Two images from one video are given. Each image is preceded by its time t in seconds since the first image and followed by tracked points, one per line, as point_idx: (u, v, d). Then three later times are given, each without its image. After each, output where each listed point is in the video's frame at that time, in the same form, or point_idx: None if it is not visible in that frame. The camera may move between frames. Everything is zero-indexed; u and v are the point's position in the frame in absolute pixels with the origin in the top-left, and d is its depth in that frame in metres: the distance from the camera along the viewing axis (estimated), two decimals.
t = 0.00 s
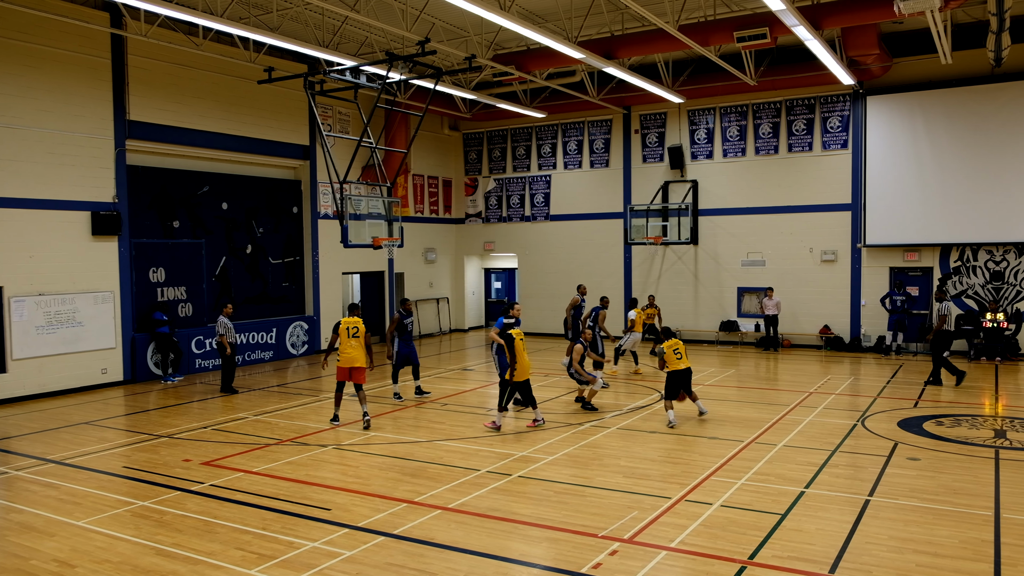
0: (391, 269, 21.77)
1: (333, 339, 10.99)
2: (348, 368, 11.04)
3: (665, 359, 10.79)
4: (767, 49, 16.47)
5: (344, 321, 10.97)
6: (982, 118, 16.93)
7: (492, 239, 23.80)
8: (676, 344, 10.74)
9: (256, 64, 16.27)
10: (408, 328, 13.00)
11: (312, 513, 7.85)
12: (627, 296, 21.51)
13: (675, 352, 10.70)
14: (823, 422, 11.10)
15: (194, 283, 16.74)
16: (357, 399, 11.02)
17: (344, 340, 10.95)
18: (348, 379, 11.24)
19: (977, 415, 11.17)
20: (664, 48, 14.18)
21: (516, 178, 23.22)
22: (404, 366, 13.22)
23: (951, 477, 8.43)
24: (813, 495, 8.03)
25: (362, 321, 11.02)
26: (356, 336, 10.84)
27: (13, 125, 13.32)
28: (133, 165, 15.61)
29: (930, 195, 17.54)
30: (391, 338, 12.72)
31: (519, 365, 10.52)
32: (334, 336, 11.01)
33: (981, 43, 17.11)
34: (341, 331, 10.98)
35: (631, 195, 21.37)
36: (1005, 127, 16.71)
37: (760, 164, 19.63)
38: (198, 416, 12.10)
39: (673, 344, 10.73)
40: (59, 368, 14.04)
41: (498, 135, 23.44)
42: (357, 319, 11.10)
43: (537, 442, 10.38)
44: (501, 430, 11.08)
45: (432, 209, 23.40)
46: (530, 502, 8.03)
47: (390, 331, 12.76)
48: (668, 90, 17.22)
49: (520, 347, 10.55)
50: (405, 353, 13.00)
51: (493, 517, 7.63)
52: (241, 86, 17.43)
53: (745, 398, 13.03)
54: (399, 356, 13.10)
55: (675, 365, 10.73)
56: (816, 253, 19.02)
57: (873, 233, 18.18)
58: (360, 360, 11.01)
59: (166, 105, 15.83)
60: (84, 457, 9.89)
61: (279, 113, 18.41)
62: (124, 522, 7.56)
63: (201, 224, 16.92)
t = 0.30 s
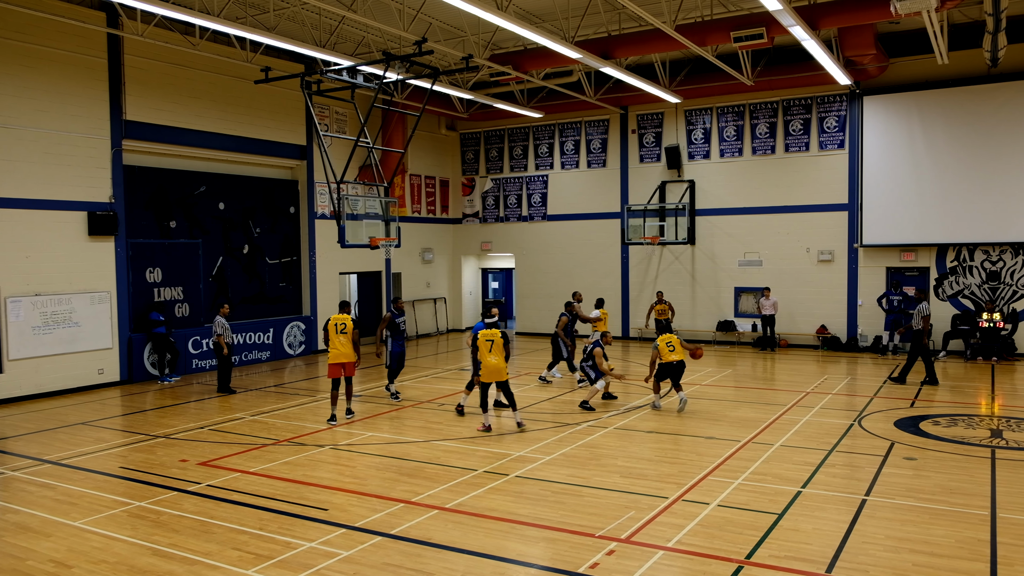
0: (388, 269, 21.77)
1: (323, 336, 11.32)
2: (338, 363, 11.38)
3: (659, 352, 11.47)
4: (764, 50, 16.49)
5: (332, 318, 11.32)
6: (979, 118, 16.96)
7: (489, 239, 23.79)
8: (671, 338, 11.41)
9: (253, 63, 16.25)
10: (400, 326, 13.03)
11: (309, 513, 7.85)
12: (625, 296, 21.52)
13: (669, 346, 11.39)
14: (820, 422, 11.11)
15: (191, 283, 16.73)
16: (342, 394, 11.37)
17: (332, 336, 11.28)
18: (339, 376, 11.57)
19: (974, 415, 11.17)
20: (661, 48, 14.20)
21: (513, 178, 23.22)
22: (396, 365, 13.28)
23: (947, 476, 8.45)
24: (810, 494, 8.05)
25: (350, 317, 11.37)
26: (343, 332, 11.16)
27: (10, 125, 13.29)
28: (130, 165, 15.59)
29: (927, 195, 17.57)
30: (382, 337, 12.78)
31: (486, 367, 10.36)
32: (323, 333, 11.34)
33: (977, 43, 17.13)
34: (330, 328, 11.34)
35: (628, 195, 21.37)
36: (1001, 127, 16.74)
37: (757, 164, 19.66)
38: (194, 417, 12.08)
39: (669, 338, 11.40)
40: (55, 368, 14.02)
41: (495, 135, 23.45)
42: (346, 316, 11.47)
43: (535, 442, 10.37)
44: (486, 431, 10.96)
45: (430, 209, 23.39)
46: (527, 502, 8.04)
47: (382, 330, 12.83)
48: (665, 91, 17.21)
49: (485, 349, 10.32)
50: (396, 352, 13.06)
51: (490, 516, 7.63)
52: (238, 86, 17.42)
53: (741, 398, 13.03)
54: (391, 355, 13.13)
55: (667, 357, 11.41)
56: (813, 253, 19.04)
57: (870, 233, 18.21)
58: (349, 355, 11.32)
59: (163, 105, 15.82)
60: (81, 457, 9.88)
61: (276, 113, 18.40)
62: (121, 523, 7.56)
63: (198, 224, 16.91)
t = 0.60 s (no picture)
0: (387, 269, 21.77)
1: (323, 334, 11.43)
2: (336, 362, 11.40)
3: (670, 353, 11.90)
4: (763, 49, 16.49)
5: (334, 317, 11.39)
6: (976, 118, 16.96)
7: (488, 239, 23.78)
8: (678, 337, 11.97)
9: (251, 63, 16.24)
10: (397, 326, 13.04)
11: (307, 512, 7.84)
12: (623, 296, 21.52)
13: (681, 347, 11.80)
14: (818, 422, 11.12)
15: (189, 283, 16.73)
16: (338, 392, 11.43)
17: (331, 335, 11.33)
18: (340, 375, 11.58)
19: (971, 415, 11.17)
20: (658, 47, 14.21)
21: (512, 178, 23.22)
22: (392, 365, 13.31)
23: (945, 476, 8.45)
24: (808, 494, 8.04)
25: (350, 318, 11.37)
26: (342, 332, 11.17)
27: (8, 125, 13.29)
28: (128, 165, 15.59)
29: (925, 195, 17.58)
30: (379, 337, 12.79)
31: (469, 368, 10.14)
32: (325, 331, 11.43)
33: (975, 43, 17.14)
34: (331, 327, 11.40)
35: (627, 194, 21.38)
36: (999, 126, 16.74)
37: (755, 164, 19.66)
38: (192, 416, 12.07)
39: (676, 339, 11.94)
40: (53, 368, 14.01)
41: (494, 134, 23.46)
42: (347, 316, 11.50)
43: (533, 442, 10.37)
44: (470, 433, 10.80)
45: (428, 209, 23.39)
46: (525, 502, 8.03)
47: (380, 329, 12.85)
48: (664, 90, 17.20)
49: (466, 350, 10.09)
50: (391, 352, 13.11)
51: (488, 516, 7.63)
52: (237, 86, 17.43)
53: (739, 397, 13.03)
54: (387, 356, 13.13)
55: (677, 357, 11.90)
56: (811, 253, 19.04)
57: (868, 233, 18.22)
58: (345, 355, 11.28)
59: (161, 105, 15.82)
60: (79, 457, 9.86)
61: (274, 113, 18.40)
62: (119, 523, 7.55)
63: (196, 224, 16.91)
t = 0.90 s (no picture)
0: (386, 268, 21.76)
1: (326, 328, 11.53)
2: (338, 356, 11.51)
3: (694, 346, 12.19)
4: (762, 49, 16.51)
5: (335, 312, 11.43)
6: (975, 118, 16.98)
7: (487, 239, 23.77)
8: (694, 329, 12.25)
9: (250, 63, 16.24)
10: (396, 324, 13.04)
11: (306, 512, 7.84)
12: (622, 296, 21.52)
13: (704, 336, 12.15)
14: (817, 421, 11.12)
15: (188, 283, 16.72)
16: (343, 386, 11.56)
17: (332, 330, 11.39)
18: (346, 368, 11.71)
19: (970, 415, 11.17)
20: (657, 46, 14.23)
21: (511, 177, 23.22)
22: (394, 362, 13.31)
23: (944, 475, 8.46)
24: (807, 493, 8.05)
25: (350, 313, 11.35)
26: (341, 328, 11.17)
27: (7, 125, 13.29)
28: (127, 165, 15.57)
29: (923, 194, 17.60)
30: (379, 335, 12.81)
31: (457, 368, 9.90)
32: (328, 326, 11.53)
33: (974, 43, 17.15)
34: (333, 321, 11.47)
35: (626, 194, 21.39)
36: (997, 126, 16.76)
37: (754, 164, 19.67)
38: (191, 416, 12.05)
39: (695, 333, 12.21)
40: (52, 367, 14.00)
41: (493, 134, 23.46)
42: (348, 312, 11.50)
43: (532, 441, 10.36)
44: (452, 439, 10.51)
45: (427, 209, 23.37)
46: (524, 502, 8.03)
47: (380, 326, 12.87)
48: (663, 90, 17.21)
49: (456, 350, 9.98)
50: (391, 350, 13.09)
51: (488, 516, 7.63)
52: (236, 86, 17.44)
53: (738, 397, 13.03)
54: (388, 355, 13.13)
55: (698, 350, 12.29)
56: (810, 252, 19.05)
57: (867, 232, 18.22)
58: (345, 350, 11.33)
59: (160, 104, 15.82)
60: (78, 457, 9.85)
61: (273, 112, 18.39)
62: (118, 522, 7.54)
63: (196, 223, 16.90)
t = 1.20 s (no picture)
0: (384, 268, 21.75)
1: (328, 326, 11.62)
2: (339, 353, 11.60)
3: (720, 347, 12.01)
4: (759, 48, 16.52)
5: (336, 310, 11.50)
6: (972, 117, 17.00)
7: (485, 238, 23.77)
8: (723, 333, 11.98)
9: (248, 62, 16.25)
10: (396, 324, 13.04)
11: (305, 512, 7.83)
12: (620, 295, 21.53)
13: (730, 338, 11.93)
14: (815, 420, 11.13)
15: (186, 283, 16.71)
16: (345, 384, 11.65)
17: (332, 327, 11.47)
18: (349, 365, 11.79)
19: (968, 414, 11.18)
20: (655, 46, 14.23)
21: (509, 177, 23.23)
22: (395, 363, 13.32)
23: (943, 474, 8.47)
24: (805, 493, 8.05)
25: (347, 312, 11.35)
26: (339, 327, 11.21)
27: (5, 124, 13.28)
28: (125, 164, 15.56)
29: (921, 194, 17.61)
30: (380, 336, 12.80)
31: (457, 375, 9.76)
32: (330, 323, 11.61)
33: (972, 42, 17.16)
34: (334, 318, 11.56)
35: (624, 194, 21.40)
36: (994, 125, 16.78)
37: (752, 163, 19.68)
38: (190, 416, 12.04)
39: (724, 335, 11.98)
40: (50, 368, 13.99)
41: (491, 134, 23.46)
42: (348, 310, 11.53)
43: (530, 441, 10.36)
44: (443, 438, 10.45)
45: (425, 208, 23.35)
46: (523, 501, 8.03)
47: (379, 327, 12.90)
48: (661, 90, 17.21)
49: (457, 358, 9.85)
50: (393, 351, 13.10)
51: (486, 516, 7.63)
52: (234, 86, 17.43)
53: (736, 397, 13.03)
54: (388, 355, 13.14)
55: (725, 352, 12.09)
56: (808, 251, 19.07)
57: (865, 232, 18.23)
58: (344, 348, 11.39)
59: (158, 104, 15.81)
60: (76, 457, 9.84)
61: (270, 112, 18.38)
62: (116, 522, 7.53)
63: (194, 223, 16.89)
